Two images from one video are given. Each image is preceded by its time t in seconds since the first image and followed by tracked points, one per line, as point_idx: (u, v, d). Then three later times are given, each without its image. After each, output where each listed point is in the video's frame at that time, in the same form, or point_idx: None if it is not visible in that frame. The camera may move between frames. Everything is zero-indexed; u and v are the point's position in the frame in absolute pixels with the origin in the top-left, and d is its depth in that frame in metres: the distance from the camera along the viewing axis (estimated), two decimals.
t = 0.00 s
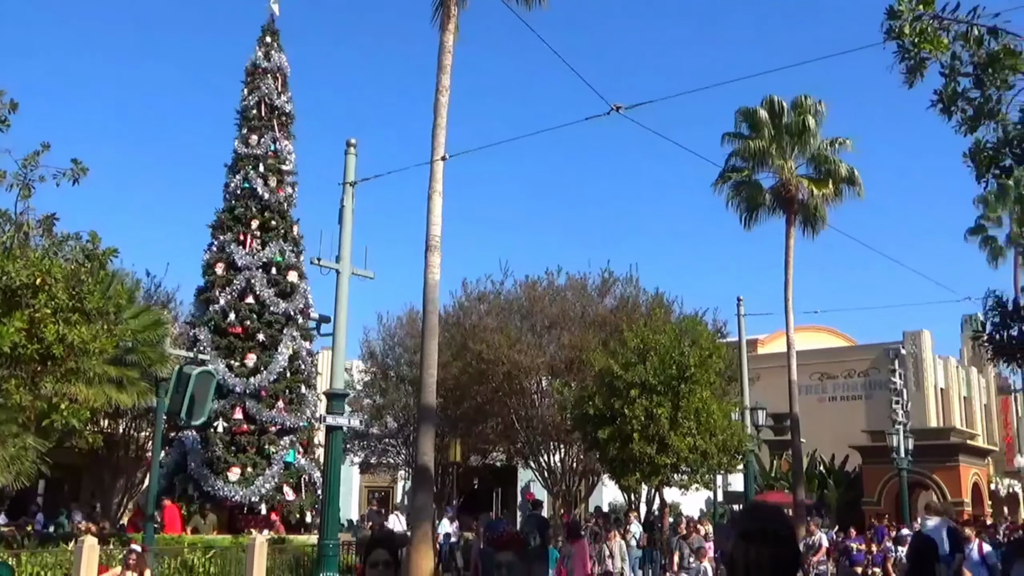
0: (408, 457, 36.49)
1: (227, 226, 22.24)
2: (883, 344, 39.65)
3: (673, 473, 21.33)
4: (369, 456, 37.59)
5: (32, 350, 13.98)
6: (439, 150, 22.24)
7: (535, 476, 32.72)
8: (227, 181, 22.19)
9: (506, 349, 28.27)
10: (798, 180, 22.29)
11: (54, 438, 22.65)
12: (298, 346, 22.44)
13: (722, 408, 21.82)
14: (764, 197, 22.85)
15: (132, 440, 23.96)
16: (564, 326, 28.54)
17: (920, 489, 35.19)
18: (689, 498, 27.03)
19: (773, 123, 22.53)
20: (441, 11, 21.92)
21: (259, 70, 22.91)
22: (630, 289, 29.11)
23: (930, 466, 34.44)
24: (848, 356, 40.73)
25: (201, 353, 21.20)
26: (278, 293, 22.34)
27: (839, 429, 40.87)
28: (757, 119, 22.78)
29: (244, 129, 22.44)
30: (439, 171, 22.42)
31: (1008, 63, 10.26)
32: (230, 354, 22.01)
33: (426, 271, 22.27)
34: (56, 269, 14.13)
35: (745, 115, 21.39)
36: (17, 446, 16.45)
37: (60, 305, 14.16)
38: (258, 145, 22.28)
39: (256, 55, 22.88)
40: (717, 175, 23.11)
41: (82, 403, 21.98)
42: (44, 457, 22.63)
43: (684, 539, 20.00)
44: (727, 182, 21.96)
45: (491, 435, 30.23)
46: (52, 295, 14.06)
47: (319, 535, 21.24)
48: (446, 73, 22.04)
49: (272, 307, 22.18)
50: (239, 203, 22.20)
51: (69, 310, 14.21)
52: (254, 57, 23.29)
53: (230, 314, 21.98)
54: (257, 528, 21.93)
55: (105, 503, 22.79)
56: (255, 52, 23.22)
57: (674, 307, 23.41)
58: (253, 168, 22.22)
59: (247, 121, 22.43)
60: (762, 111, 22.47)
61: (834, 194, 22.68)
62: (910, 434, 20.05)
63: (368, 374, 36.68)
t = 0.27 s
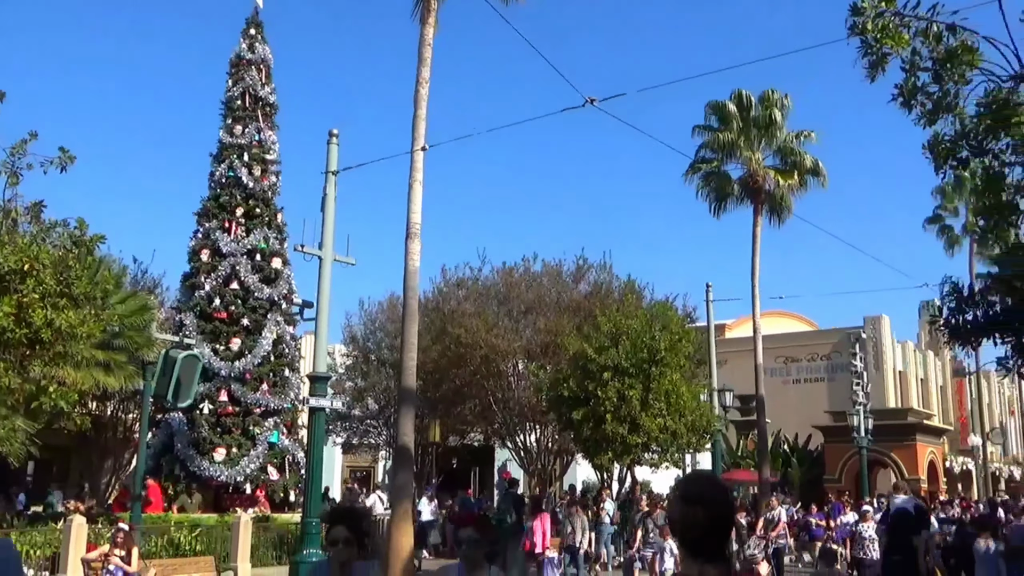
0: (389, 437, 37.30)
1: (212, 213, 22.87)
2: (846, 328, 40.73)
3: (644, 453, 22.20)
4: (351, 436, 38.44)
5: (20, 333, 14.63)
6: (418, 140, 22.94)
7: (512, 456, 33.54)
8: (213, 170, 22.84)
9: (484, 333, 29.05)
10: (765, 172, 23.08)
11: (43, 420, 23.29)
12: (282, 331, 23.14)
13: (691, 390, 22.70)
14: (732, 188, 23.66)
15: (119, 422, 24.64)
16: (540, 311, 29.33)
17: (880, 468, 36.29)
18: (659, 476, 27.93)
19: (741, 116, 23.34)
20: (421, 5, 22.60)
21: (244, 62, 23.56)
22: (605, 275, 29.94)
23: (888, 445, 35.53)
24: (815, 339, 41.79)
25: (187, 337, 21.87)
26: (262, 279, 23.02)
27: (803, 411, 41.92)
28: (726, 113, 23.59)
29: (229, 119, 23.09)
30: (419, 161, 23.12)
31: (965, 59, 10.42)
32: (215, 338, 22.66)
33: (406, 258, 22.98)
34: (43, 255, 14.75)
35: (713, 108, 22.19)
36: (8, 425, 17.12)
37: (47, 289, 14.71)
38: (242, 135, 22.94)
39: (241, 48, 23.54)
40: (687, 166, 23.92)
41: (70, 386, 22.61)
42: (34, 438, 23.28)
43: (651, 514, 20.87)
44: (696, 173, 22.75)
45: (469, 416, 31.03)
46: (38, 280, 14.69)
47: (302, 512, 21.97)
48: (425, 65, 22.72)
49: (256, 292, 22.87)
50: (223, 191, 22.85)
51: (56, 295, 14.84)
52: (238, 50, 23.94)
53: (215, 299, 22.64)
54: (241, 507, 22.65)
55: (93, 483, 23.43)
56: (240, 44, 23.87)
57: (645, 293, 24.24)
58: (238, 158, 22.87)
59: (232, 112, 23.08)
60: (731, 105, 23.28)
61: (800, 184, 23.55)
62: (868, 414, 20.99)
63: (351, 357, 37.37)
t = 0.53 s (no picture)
0: (371, 419, 38.11)
1: (197, 201, 23.49)
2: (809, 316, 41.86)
3: (616, 433, 23.09)
4: (333, 417, 39.21)
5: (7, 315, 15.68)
6: (400, 131, 23.65)
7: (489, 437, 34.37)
8: (198, 158, 23.47)
9: (462, 319, 29.82)
10: (734, 164, 23.95)
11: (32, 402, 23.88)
12: (266, 315, 23.84)
13: (661, 373, 23.60)
14: (702, 179, 24.51)
15: (107, 403, 25.27)
16: (517, 297, 30.13)
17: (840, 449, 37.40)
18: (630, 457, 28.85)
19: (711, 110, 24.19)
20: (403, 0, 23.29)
21: (229, 53, 24.19)
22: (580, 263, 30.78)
23: (847, 426, 36.65)
24: (780, 325, 42.88)
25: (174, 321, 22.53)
26: (247, 265, 23.71)
27: (768, 394, 43.01)
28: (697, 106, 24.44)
29: (215, 109, 23.73)
30: (401, 151, 23.83)
31: (925, 57, 11.18)
32: (200, 323, 23.31)
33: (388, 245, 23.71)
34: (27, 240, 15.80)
35: (684, 102, 23.03)
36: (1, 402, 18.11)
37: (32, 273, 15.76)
38: (228, 124, 23.59)
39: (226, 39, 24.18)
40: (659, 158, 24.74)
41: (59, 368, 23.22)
42: (23, 419, 23.87)
43: (618, 492, 21.78)
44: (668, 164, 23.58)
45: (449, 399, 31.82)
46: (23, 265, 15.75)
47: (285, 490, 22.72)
48: (407, 58, 23.42)
49: (241, 278, 23.54)
50: (209, 179, 23.48)
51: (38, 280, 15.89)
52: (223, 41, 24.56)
53: (201, 285, 23.29)
54: (227, 486, 23.38)
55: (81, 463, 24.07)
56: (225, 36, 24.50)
57: (618, 280, 25.08)
58: (223, 147, 23.52)
59: (217, 102, 23.72)
60: (701, 99, 24.12)
61: (766, 176, 24.48)
62: (831, 397, 21.95)
63: (334, 342, 38.00)
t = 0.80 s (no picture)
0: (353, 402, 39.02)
1: (183, 189, 24.13)
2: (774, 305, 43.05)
3: (589, 416, 24.02)
4: (316, 400, 40.02)
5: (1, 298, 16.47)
6: (382, 123, 24.39)
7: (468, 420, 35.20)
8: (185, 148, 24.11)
9: (442, 305, 30.62)
10: (704, 158, 24.88)
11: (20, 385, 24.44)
12: (250, 301, 24.55)
13: (633, 358, 24.55)
14: (673, 172, 25.42)
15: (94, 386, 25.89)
16: (494, 284, 30.96)
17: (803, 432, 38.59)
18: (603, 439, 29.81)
19: (682, 106, 25.09)
20: None
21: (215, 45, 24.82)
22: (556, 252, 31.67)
23: (809, 410, 37.84)
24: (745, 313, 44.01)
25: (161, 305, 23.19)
26: (232, 252, 24.40)
27: (734, 379, 44.15)
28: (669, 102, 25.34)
29: (201, 100, 24.36)
30: (382, 142, 24.57)
31: (887, 56, 11.11)
32: (186, 308, 23.98)
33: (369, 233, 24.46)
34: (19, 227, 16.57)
35: (657, 98, 23.90)
36: None
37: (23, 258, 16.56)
38: (213, 115, 24.23)
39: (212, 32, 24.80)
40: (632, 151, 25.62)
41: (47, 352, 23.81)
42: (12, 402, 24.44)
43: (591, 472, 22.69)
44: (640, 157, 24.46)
45: (428, 382, 32.63)
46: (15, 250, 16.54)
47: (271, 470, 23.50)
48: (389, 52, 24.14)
49: (226, 264, 24.23)
50: (194, 167, 24.11)
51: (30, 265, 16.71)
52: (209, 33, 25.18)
53: (187, 271, 23.94)
54: (212, 466, 24.09)
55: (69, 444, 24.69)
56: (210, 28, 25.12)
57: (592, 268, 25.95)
58: (209, 136, 24.15)
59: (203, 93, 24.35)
60: (673, 95, 25.03)
61: (734, 170, 25.44)
62: (793, 382, 23.01)
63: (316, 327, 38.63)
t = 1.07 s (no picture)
0: (336, 387, 39.70)
1: (169, 179, 24.72)
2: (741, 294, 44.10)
3: (564, 401, 24.89)
4: (299, 385, 40.67)
5: None
6: (364, 116, 25.07)
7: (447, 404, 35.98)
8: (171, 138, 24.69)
9: (423, 293, 31.38)
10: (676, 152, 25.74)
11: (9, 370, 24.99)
12: (235, 289, 25.21)
13: (606, 345, 25.43)
14: (647, 165, 26.27)
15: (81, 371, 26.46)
16: (472, 273, 31.74)
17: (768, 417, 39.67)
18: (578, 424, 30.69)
19: (655, 101, 25.91)
20: None
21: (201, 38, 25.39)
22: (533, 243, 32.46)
23: (774, 395, 38.94)
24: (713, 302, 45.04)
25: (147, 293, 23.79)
26: (217, 241, 25.04)
27: (704, 366, 45.19)
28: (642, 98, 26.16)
29: (186, 92, 24.95)
30: (365, 135, 25.26)
31: (851, 55, 11.74)
32: (172, 295, 24.60)
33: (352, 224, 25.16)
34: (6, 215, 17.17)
35: (631, 94, 24.71)
36: None
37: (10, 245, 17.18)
38: (199, 107, 24.83)
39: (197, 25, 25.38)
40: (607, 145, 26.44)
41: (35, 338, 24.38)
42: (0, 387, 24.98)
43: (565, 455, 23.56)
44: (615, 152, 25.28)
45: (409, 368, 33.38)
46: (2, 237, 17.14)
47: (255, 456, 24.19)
48: (371, 47, 24.81)
49: (211, 253, 24.87)
50: (180, 158, 24.71)
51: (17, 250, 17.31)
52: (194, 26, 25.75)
53: (172, 259, 24.54)
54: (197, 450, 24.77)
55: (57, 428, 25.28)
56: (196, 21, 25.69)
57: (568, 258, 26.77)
58: (194, 128, 24.74)
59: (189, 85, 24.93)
60: (646, 91, 25.85)
61: (705, 164, 26.33)
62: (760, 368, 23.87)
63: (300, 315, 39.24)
